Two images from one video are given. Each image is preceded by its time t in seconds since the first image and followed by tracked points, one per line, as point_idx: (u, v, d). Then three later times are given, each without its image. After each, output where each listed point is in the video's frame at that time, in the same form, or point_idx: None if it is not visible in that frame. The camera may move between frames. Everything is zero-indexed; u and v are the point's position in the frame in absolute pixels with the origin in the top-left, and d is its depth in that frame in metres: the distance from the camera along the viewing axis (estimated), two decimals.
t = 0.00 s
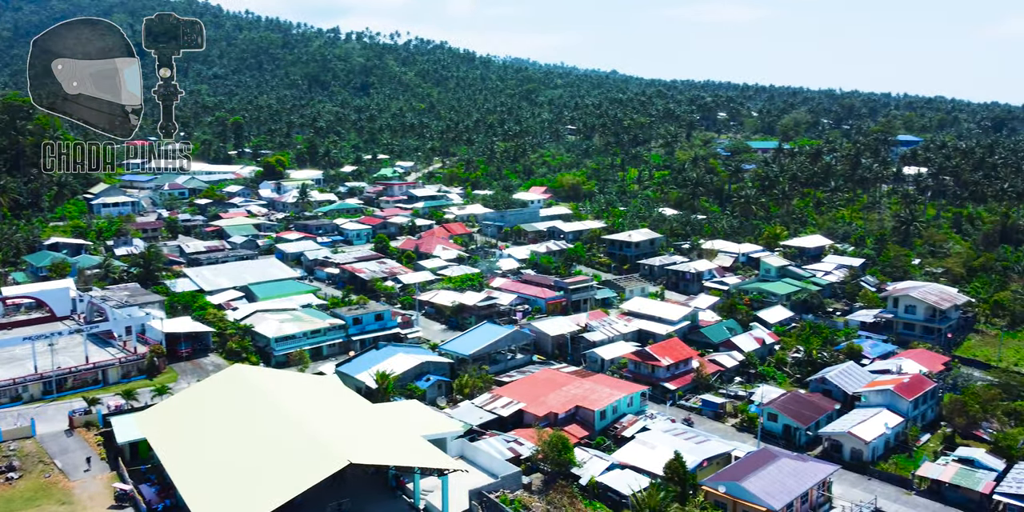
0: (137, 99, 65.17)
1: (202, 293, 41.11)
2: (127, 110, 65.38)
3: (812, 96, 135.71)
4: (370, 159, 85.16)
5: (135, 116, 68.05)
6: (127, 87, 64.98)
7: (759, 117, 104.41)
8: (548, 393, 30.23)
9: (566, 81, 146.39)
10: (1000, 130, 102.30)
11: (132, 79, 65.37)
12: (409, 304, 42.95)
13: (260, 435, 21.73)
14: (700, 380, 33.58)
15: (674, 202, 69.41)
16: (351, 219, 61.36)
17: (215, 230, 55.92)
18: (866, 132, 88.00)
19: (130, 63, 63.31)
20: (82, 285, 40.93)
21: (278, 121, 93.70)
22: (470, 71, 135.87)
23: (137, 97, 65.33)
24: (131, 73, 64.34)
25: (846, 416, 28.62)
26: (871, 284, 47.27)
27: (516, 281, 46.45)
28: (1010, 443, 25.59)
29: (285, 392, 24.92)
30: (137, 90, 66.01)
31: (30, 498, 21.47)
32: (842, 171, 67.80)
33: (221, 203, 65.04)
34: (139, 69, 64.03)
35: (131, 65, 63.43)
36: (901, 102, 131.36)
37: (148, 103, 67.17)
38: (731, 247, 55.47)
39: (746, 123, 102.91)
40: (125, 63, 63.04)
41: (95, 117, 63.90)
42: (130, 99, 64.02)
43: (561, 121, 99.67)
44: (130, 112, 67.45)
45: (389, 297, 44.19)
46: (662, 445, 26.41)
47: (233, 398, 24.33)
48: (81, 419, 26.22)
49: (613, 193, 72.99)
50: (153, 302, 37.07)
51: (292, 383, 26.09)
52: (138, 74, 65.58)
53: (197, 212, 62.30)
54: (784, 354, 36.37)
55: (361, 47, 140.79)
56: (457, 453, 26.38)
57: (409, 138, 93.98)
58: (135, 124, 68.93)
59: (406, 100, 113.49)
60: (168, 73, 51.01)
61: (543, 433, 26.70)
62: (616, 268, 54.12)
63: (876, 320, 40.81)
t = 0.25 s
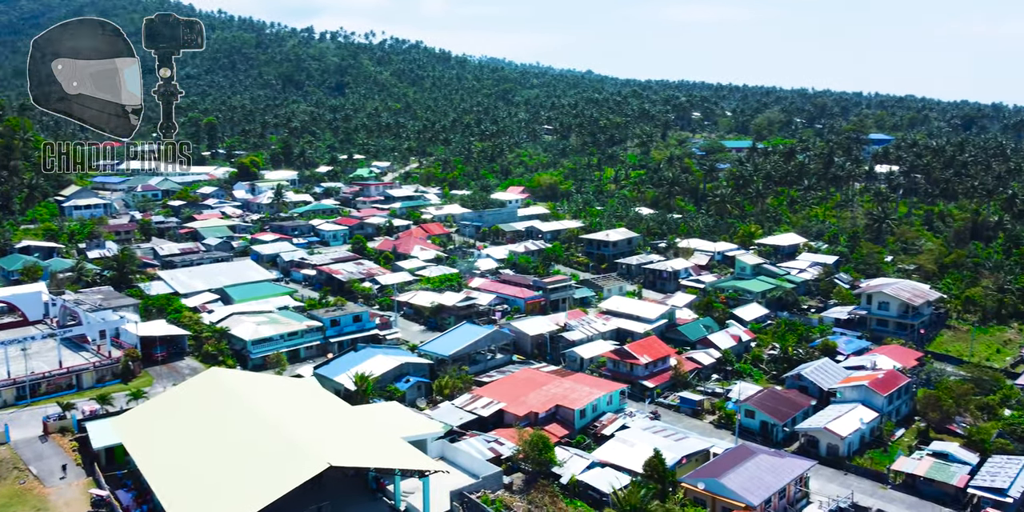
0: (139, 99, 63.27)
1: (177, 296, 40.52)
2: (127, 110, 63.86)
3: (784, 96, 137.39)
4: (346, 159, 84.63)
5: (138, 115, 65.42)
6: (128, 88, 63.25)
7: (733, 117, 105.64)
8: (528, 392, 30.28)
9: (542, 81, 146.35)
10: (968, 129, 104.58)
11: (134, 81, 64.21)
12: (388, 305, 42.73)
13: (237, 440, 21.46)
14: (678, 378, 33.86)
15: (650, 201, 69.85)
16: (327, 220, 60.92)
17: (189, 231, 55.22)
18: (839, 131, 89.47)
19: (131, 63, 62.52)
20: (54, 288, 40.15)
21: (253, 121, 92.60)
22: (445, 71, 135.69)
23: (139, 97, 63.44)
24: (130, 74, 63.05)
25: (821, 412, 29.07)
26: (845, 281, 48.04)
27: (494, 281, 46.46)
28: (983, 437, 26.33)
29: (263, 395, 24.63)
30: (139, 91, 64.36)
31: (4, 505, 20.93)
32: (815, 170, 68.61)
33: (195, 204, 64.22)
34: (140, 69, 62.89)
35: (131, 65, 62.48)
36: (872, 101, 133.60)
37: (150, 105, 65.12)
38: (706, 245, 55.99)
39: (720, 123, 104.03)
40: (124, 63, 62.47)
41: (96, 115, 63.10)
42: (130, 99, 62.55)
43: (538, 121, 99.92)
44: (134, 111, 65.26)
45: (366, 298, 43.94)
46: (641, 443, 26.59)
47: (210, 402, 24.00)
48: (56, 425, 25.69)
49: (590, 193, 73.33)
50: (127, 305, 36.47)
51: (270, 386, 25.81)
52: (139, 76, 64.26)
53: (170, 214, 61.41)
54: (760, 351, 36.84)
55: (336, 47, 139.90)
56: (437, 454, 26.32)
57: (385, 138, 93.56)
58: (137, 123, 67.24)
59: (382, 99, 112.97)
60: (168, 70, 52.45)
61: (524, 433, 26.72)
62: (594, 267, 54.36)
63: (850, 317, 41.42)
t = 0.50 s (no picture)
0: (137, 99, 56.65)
1: (152, 299, 39.90)
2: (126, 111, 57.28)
3: (759, 95, 138.60)
4: (322, 159, 83.93)
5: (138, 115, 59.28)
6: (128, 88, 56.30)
7: (709, 116, 106.49)
8: (509, 392, 30.29)
9: (519, 81, 146.23)
10: (938, 128, 106.66)
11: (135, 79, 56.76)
12: (366, 306, 42.45)
13: (217, 443, 21.24)
14: (657, 376, 34.09)
15: (628, 201, 70.17)
16: (304, 221, 60.34)
17: (164, 234, 54.37)
18: (813, 130, 90.61)
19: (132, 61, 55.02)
20: (27, 292, 39.31)
21: (228, 121, 91.26)
22: (422, 71, 135.09)
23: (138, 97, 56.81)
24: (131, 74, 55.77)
25: (798, 408, 29.45)
26: (820, 278, 48.72)
27: (474, 281, 46.37)
28: (957, 431, 26.91)
29: (242, 398, 24.39)
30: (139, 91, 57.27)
31: None
32: (791, 168, 68.91)
33: (170, 206, 63.20)
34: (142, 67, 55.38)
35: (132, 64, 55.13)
36: (845, 101, 135.42)
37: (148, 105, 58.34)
38: (684, 244, 56.38)
39: (696, 123, 104.80)
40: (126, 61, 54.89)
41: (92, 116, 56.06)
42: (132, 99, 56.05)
43: (516, 121, 99.90)
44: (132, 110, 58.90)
45: (345, 299, 43.61)
46: (622, 441, 26.73)
47: (188, 405, 23.71)
48: (31, 430, 25.20)
49: (569, 193, 73.42)
50: (102, 308, 35.86)
51: (249, 389, 25.57)
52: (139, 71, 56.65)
53: (145, 216, 60.33)
54: (737, 349, 37.22)
55: (311, 47, 138.57)
56: (419, 455, 26.24)
57: (361, 138, 92.90)
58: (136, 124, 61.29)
59: (358, 99, 112.12)
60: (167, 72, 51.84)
61: (505, 433, 26.71)
62: (573, 267, 54.52)
63: (825, 314, 42.15)
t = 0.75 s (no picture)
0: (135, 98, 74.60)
1: (128, 302, 39.28)
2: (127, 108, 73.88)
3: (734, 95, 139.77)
4: (299, 159, 83.33)
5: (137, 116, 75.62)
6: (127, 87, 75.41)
7: (685, 116, 107.38)
8: (491, 392, 30.31)
9: (496, 81, 146.04)
10: (911, 127, 108.55)
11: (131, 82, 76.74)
12: (345, 308, 42.18)
13: (196, 447, 20.96)
14: (637, 374, 34.32)
15: (606, 200, 70.54)
16: (281, 222, 59.84)
17: (139, 236, 53.52)
18: (788, 130, 91.81)
19: (129, 64, 75.80)
20: None
21: (203, 122, 90.07)
22: (399, 70, 134.57)
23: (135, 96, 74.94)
24: (130, 74, 75.86)
25: (777, 404, 29.85)
26: (796, 277, 49.40)
27: (454, 282, 46.31)
28: (933, 427, 27.46)
29: (222, 402, 24.08)
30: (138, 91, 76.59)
31: None
32: (766, 167, 69.54)
33: (144, 208, 62.24)
34: (137, 68, 76.06)
35: (129, 65, 75.56)
36: (819, 100, 137.36)
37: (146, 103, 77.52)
38: (662, 243, 56.79)
39: (673, 123, 105.59)
40: (124, 64, 75.20)
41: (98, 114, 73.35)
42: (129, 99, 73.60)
43: (494, 121, 100.00)
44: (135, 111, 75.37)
45: (324, 301, 43.31)
46: (603, 439, 26.86)
47: (166, 410, 23.35)
48: (6, 436, 24.71)
49: (547, 192, 73.56)
50: (77, 312, 35.27)
51: (228, 392, 25.26)
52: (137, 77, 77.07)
53: (119, 217, 59.29)
54: (715, 347, 37.59)
55: (287, 46, 137.35)
56: (400, 457, 26.18)
57: (338, 138, 92.33)
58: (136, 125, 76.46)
59: (334, 99, 111.41)
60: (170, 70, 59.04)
61: (487, 434, 26.73)
62: (553, 266, 54.68)
63: (802, 312, 42.81)
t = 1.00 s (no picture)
0: (133, 99, 81.76)
1: (103, 305, 38.66)
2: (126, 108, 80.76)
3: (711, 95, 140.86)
4: (275, 159, 82.66)
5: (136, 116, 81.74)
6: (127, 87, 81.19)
7: (662, 116, 108.25)
8: (472, 393, 30.31)
9: (474, 80, 145.89)
10: (884, 125, 110.29)
11: (132, 81, 82.08)
12: (324, 310, 41.87)
13: (176, 452, 20.67)
14: (617, 373, 34.51)
15: (584, 200, 70.90)
16: (258, 224, 59.30)
17: (114, 238, 52.64)
18: (763, 130, 92.94)
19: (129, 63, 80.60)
20: None
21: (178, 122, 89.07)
22: (376, 70, 134.06)
23: (134, 96, 81.83)
24: (129, 75, 81.02)
25: (755, 402, 30.19)
26: (772, 275, 50.05)
27: (433, 283, 46.18)
28: (909, 422, 27.94)
29: (201, 406, 23.77)
30: (134, 90, 82.64)
31: None
32: (742, 166, 70.35)
33: (118, 210, 61.35)
34: (136, 69, 81.21)
35: (128, 64, 80.67)
36: (793, 99, 139.08)
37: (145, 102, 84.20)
38: (640, 242, 57.14)
39: (649, 123, 106.33)
40: (124, 65, 80.22)
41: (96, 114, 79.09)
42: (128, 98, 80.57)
43: (472, 121, 100.07)
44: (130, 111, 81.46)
45: (302, 303, 42.96)
46: (584, 438, 26.98)
47: (144, 415, 22.99)
48: None
49: (526, 192, 73.70)
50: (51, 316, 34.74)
51: (208, 396, 24.96)
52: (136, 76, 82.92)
53: (93, 220, 58.34)
54: (694, 345, 37.92)
55: (262, 46, 136.19)
56: (382, 459, 26.07)
57: (314, 138, 91.77)
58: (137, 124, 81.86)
59: (310, 99, 110.67)
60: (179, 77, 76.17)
61: (469, 434, 26.71)
62: (532, 266, 54.76)
63: (779, 309, 43.18)
